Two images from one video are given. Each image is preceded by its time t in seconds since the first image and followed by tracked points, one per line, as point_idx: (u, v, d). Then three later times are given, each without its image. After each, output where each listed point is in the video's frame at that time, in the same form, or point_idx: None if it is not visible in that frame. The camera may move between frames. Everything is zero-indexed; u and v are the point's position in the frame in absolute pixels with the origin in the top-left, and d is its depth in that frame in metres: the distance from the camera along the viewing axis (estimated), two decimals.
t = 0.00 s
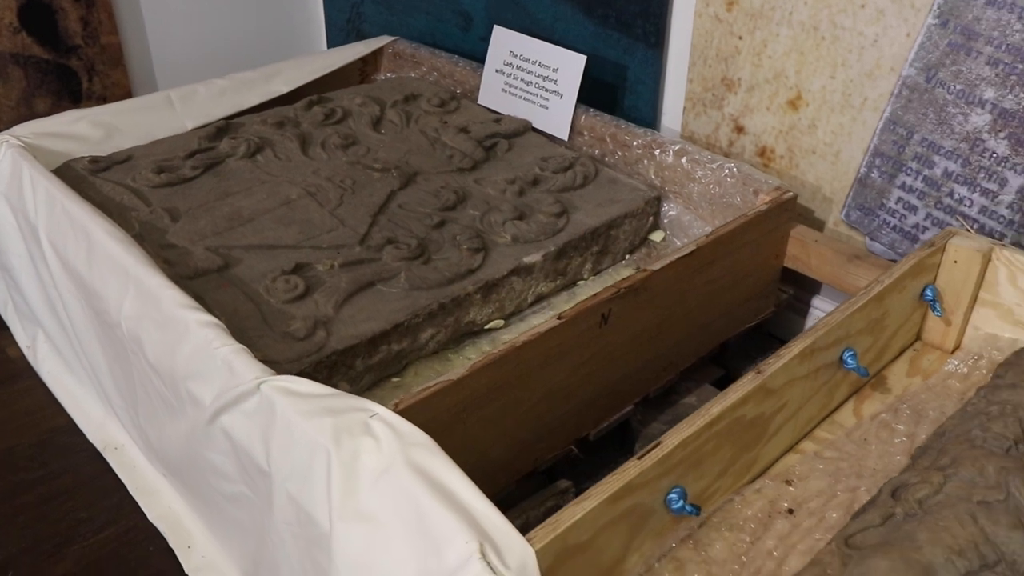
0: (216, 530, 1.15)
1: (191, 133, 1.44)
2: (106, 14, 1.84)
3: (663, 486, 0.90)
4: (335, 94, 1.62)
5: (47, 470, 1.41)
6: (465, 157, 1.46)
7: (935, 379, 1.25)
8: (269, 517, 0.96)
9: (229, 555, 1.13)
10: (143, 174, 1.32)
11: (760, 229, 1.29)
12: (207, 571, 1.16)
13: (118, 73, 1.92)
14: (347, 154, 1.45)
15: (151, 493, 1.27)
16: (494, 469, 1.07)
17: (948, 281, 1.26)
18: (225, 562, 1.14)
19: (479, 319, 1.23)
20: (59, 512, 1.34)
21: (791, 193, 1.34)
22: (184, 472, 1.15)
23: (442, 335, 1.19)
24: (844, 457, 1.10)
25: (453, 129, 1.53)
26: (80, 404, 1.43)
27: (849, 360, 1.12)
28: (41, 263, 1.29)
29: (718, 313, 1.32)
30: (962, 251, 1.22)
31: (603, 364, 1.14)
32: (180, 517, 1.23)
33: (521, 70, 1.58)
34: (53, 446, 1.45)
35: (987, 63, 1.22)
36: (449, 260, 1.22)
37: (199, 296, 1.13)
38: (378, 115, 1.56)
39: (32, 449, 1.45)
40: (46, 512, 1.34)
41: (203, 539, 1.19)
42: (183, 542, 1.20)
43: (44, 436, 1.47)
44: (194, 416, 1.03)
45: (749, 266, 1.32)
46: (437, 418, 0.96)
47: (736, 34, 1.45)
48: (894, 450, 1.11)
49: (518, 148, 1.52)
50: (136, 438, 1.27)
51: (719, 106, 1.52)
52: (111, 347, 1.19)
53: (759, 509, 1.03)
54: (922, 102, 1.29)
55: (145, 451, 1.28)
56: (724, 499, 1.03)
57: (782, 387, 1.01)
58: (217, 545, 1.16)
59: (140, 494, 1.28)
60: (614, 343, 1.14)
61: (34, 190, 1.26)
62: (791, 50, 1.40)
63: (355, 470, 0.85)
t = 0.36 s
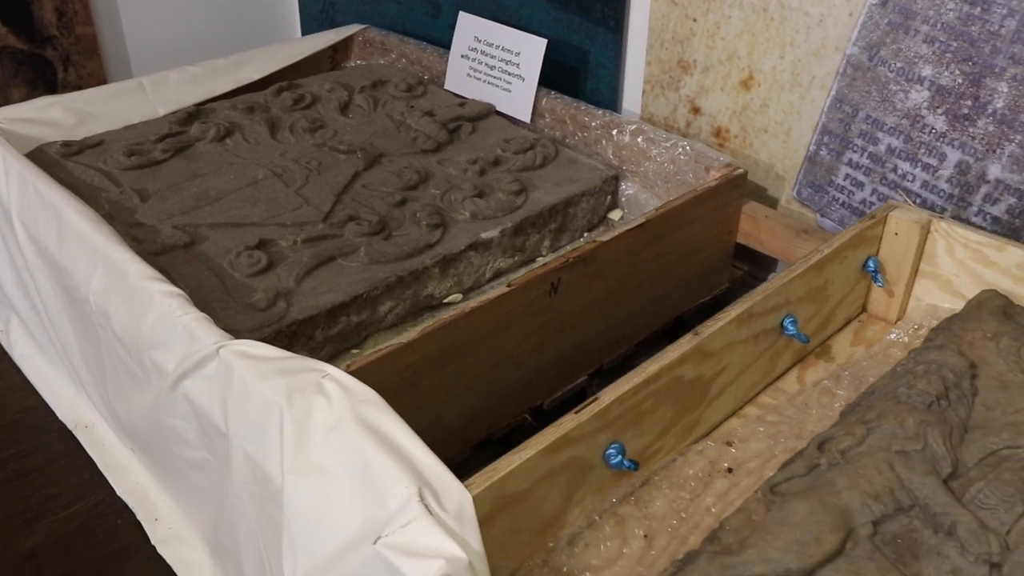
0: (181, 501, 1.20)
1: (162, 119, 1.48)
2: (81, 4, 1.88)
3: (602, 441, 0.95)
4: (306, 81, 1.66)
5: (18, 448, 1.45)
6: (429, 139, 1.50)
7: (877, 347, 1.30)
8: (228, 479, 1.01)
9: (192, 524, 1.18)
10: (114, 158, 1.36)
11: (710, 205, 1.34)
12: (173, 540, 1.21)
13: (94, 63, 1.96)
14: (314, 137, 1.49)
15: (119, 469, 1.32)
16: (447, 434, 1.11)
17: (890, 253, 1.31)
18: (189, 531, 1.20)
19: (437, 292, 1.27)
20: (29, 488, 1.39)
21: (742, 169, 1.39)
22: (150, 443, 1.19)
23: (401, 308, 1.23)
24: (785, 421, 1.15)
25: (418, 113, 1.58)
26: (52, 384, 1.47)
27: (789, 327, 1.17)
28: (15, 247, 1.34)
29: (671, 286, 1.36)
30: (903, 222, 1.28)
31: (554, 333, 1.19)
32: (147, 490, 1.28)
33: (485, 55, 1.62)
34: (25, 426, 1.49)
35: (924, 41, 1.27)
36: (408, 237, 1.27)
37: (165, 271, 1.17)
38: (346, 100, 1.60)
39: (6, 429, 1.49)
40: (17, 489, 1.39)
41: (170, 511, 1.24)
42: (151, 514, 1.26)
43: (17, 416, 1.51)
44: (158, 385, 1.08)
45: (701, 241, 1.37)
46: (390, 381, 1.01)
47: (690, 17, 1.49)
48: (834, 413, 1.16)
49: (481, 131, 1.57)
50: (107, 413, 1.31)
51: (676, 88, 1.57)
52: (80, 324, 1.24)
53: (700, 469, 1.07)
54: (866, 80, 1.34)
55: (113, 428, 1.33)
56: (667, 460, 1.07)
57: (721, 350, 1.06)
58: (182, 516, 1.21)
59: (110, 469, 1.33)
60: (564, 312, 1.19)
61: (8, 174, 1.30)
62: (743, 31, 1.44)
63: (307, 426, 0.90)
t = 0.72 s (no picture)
0: (151, 468, 1.25)
1: (134, 102, 1.53)
2: None
3: (544, 400, 1.00)
4: (276, 64, 1.70)
5: None
6: (395, 120, 1.55)
7: (823, 318, 1.35)
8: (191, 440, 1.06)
9: (162, 489, 1.23)
10: (85, 138, 1.40)
11: (664, 181, 1.39)
12: (144, 506, 1.26)
13: (68, 49, 2.00)
14: (283, 119, 1.53)
15: (94, 441, 1.37)
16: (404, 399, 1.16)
17: (836, 227, 1.36)
18: (159, 496, 1.25)
19: (399, 266, 1.32)
20: (8, 458, 1.44)
21: (696, 147, 1.44)
22: (121, 413, 1.24)
23: (363, 281, 1.28)
24: (729, 386, 1.20)
25: (385, 95, 1.62)
26: (28, 360, 1.51)
27: (734, 296, 1.21)
28: None
29: (627, 261, 1.41)
30: (847, 197, 1.32)
31: (509, 304, 1.24)
32: (118, 460, 1.33)
33: (451, 38, 1.66)
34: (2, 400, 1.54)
35: (869, 21, 1.32)
36: (370, 213, 1.32)
37: (133, 246, 1.22)
38: (316, 84, 1.65)
39: None
40: None
41: (140, 478, 1.29)
42: (123, 482, 1.31)
43: None
44: (125, 353, 1.12)
45: (655, 217, 1.41)
46: (345, 345, 1.06)
47: None
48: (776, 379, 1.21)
49: (447, 113, 1.61)
50: (81, 385, 1.36)
51: (636, 69, 1.61)
52: (53, 300, 1.28)
53: (644, 431, 1.12)
54: (815, 59, 1.38)
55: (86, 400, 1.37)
56: (613, 422, 1.12)
57: (664, 316, 1.11)
58: (152, 482, 1.26)
59: (85, 442, 1.38)
60: (517, 283, 1.24)
61: None
62: (698, 12, 1.48)
63: (262, 385, 0.95)
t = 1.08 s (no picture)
0: (126, 435, 1.29)
1: (110, 84, 1.56)
2: None
3: (496, 366, 1.04)
4: (251, 49, 1.74)
5: None
6: (366, 102, 1.59)
7: (777, 292, 1.39)
8: (160, 405, 1.11)
9: (136, 456, 1.28)
10: (61, 120, 1.44)
11: (625, 160, 1.43)
12: (120, 472, 1.30)
13: (48, 35, 2.04)
14: (256, 101, 1.57)
15: (72, 411, 1.41)
16: (368, 368, 1.21)
17: (792, 204, 1.40)
18: (136, 462, 1.29)
19: (366, 242, 1.37)
20: None
21: (657, 127, 1.48)
22: (96, 383, 1.29)
23: (330, 256, 1.32)
24: (681, 356, 1.25)
25: (357, 78, 1.66)
26: (9, 335, 1.55)
27: (687, 270, 1.26)
28: None
29: (589, 237, 1.46)
30: (802, 174, 1.36)
31: (470, 277, 1.29)
32: (96, 429, 1.37)
33: (421, 22, 1.68)
34: None
35: (823, 3, 1.34)
36: (337, 191, 1.37)
37: (105, 222, 1.26)
38: (290, 67, 1.68)
39: None
40: None
41: (116, 445, 1.33)
42: (99, 449, 1.35)
43: None
44: (96, 323, 1.17)
45: (616, 195, 1.45)
46: (308, 315, 1.11)
47: None
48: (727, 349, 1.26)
49: (417, 95, 1.65)
50: (59, 358, 1.40)
51: (602, 52, 1.64)
52: (30, 274, 1.33)
53: (597, 397, 1.17)
54: (773, 41, 1.41)
55: (65, 372, 1.41)
56: (566, 390, 1.17)
57: (615, 288, 1.15)
58: (128, 449, 1.30)
59: (64, 412, 1.42)
60: (478, 258, 1.28)
61: None
62: None
63: (223, 351, 0.99)
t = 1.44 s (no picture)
0: (106, 407, 1.34)
1: (91, 68, 1.60)
2: None
3: (454, 336, 1.09)
4: (231, 34, 1.77)
5: None
6: (341, 87, 1.63)
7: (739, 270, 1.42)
8: (132, 375, 1.15)
9: (116, 426, 1.33)
10: (41, 102, 1.48)
11: (591, 141, 1.46)
12: (101, 442, 1.36)
13: (35, 21, 2.13)
14: (234, 85, 1.61)
15: (57, 384, 1.45)
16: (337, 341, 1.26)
17: (754, 184, 1.43)
18: (117, 434, 1.34)
19: (337, 221, 1.40)
20: None
21: (624, 110, 1.51)
22: (75, 356, 1.33)
23: (301, 235, 1.36)
24: (641, 330, 1.29)
25: (334, 63, 1.70)
26: None
27: (646, 247, 1.29)
28: None
29: (558, 217, 1.49)
30: (762, 155, 1.40)
31: (437, 254, 1.33)
32: (79, 402, 1.42)
33: (397, 8, 1.72)
34: None
35: None
36: (310, 172, 1.40)
37: (82, 200, 1.30)
38: (268, 52, 1.72)
39: None
40: None
41: (98, 418, 1.38)
42: (82, 421, 1.40)
43: None
44: (72, 297, 1.21)
45: (583, 175, 1.49)
46: (275, 288, 1.16)
47: None
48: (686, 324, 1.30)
49: (393, 80, 1.68)
50: (41, 334, 1.45)
51: (573, 37, 1.68)
52: (11, 250, 1.37)
53: (557, 369, 1.21)
54: (735, 25, 1.44)
55: (48, 346, 1.46)
56: (528, 362, 1.21)
57: (574, 263, 1.19)
58: (109, 421, 1.35)
59: (48, 384, 1.46)
60: (444, 235, 1.32)
61: None
62: None
63: (189, 321, 1.03)
